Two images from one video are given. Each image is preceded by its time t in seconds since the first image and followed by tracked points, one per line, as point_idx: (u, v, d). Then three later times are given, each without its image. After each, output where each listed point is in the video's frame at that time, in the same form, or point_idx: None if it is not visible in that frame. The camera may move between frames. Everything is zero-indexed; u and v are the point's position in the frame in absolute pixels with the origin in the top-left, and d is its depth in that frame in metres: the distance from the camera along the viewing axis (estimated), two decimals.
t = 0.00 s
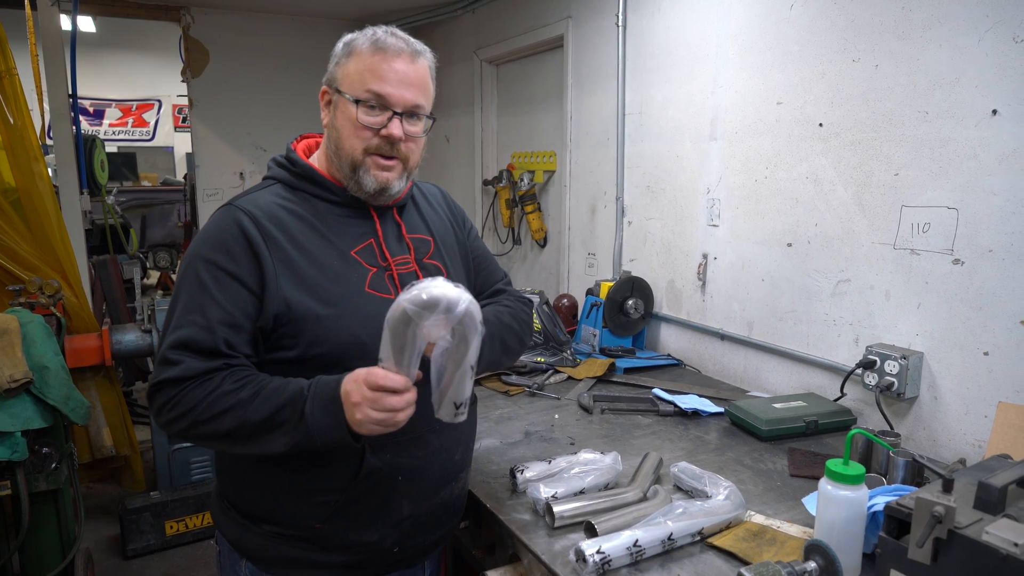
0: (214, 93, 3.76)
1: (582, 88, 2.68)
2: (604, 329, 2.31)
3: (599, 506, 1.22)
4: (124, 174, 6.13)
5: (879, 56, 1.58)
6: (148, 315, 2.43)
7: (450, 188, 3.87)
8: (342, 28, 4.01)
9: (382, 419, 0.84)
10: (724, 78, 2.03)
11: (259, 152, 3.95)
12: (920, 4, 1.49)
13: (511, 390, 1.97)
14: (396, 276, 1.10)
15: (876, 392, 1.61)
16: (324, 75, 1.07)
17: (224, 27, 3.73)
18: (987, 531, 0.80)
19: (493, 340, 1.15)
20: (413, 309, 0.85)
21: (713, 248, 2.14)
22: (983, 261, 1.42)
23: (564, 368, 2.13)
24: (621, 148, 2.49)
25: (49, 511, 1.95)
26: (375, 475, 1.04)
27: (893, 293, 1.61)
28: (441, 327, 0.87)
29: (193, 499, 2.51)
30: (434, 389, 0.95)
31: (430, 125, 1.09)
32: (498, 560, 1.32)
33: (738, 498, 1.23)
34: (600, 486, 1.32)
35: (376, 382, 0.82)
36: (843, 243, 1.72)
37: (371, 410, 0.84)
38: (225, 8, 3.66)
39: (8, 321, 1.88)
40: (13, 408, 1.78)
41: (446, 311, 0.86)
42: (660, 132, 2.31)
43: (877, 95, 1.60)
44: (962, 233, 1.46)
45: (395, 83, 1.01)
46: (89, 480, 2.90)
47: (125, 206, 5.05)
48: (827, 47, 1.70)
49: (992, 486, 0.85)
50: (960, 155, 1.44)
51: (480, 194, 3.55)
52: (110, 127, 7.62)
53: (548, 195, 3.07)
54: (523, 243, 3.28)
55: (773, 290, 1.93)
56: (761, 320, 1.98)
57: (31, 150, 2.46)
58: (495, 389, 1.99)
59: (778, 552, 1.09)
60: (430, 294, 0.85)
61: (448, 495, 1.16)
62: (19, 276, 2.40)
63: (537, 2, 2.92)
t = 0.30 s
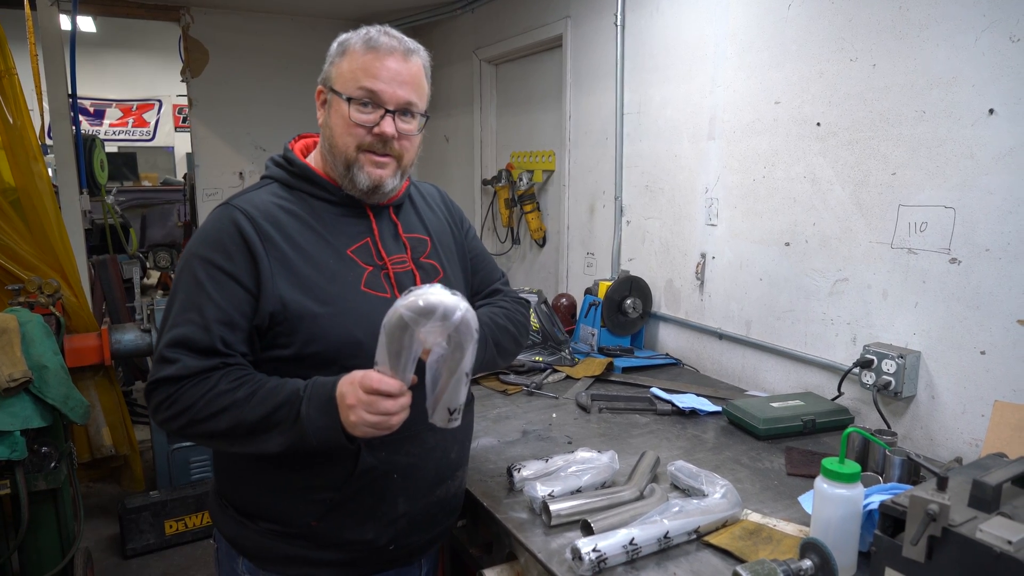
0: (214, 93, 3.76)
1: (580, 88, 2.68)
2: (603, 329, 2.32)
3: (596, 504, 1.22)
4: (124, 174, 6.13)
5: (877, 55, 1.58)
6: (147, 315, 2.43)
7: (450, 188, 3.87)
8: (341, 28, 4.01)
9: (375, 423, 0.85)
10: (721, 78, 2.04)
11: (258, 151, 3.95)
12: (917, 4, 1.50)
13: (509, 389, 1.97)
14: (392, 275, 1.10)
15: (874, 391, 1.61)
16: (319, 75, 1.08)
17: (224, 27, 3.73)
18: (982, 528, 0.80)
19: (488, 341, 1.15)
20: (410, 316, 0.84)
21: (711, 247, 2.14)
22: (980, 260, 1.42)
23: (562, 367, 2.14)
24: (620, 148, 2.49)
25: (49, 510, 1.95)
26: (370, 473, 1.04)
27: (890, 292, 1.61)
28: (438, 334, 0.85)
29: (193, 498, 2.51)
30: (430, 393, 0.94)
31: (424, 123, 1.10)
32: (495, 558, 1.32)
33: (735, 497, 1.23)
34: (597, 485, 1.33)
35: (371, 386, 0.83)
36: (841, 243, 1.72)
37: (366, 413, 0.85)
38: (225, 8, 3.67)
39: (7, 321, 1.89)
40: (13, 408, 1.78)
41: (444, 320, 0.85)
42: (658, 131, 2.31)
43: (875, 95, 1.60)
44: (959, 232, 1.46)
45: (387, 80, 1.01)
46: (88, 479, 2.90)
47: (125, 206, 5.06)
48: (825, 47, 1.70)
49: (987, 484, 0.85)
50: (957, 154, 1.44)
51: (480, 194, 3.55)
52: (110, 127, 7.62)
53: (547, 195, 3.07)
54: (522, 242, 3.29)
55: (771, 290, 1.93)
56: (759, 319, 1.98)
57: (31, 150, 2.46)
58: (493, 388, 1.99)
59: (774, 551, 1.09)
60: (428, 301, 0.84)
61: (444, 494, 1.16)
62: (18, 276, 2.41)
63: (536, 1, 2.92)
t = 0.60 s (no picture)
0: (214, 92, 3.77)
1: (580, 87, 2.69)
2: (602, 327, 2.32)
3: (594, 502, 1.22)
4: (124, 174, 6.13)
5: (875, 53, 1.59)
6: (146, 313, 2.43)
7: (450, 187, 3.87)
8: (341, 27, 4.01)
9: (381, 419, 0.86)
10: (720, 77, 2.04)
11: (258, 151, 3.95)
12: (915, 2, 1.50)
13: (508, 387, 1.97)
14: (390, 272, 1.10)
15: (873, 389, 1.61)
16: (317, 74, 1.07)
17: (223, 27, 3.73)
18: (978, 524, 0.80)
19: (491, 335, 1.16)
20: (428, 317, 0.85)
21: (710, 246, 2.14)
22: (978, 258, 1.42)
23: (562, 366, 2.14)
24: (619, 146, 2.49)
25: (49, 508, 1.95)
26: (368, 470, 1.05)
27: (889, 291, 1.61)
28: (453, 337, 0.87)
29: (193, 498, 2.51)
30: (432, 395, 0.95)
31: (422, 122, 1.10)
32: (494, 556, 1.32)
33: (733, 494, 1.23)
34: (596, 483, 1.33)
35: (381, 383, 0.84)
36: (840, 241, 1.72)
37: (372, 409, 0.85)
38: (225, 7, 3.67)
39: (7, 319, 1.89)
40: (12, 406, 1.78)
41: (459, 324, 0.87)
42: (657, 130, 2.31)
43: (874, 93, 1.60)
44: (958, 230, 1.46)
45: (386, 80, 1.01)
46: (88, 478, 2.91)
47: (125, 205, 5.06)
48: (824, 45, 1.70)
49: (984, 481, 0.85)
50: (956, 152, 1.44)
51: (479, 193, 3.55)
52: (111, 127, 7.61)
53: (546, 194, 3.07)
54: (522, 242, 3.29)
55: (770, 288, 1.93)
56: (758, 318, 1.98)
57: (30, 149, 2.46)
58: (492, 387, 1.99)
59: (772, 548, 1.09)
60: (447, 304, 0.86)
61: (442, 491, 1.17)
62: (18, 275, 2.41)
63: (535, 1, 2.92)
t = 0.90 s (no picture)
0: (214, 92, 3.77)
1: (580, 86, 2.69)
2: (602, 327, 2.32)
3: (594, 501, 1.22)
4: (125, 174, 6.14)
5: (875, 52, 1.58)
6: (146, 313, 2.43)
7: (450, 187, 3.87)
8: (341, 27, 4.01)
9: (376, 413, 0.85)
10: (720, 76, 2.04)
11: (258, 150, 3.95)
12: (916, 1, 1.49)
13: (508, 386, 1.97)
14: (389, 272, 1.10)
15: (872, 388, 1.61)
16: (315, 73, 1.07)
17: (223, 26, 3.74)
18: (976, 523, 0.80)
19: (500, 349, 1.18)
20: (418, 307, 0.86)
21: (710, 245, 2.14)
22: (978, 257, 1.42)
23: (561, 365, 2.14)
24: (619, 146, 2.49)
25: (49, 507, 1.96)
26: (367, 469, 1.05)
27: (889, 290, 1.61)
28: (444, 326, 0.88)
29: (193, 497, 2.52)
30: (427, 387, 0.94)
31: (421, 121, 1.10)
32: (493, 554, 1.32)
33: (732, 493, 1.23)
34: (595, 481, 1.33)
35: (375, 376, 0.84)
36: (839, 240, 1.72)
37: (367, 404, 0.85)
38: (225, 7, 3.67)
39: (7, 318, 1.89)
40: (12, 405, 1.78)
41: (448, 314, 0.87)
42: (657, 130, 2.31)
43: (873, 92, 1.60)
44: (957, 229, 1.46)
45: (384, 79, 1.01)
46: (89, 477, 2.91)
47: (125, 205, 5.07)
48: (823, 44, 1.70)
49: (983, 479, 0.85)
50: (956, 151, 1.44)
51: (479, 193, 3.55)
52: (111, 127, 7.60)
53: (546, 193, 3.07)
54: (522, 241, 3.29)
55: (770, 288, 1.93)
56: (758, 317, 1.98)
57: (30, 148, 2.46)
58: (492, 386, 1.99)
59: (771, 546, 1.09)
60: (436, 294, 0.86)
61: (441, 489, 1.17)
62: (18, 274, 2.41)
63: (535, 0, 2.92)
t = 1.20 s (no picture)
0: (215, 91, 3.77)
1: (581, 86, 2.69)
2: (602, 326, 2.31)
3: (596, 499, 1.22)
4: (125, 174, 6.14)
5: (876, 51, 1.58)
6: (147, 312, 2.43)
7: (451, 187, 3.87)
8: (342, 26, 4.01)
9: (398, 415, 0.88)
10: (721, 75, 2.04)
11: (259, 150, 3.95)
12: None
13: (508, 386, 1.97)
14: (391, 271, 1.10)
15: (874, 387, 1.61)
16: (317, 70, 1.07)
17: (224, 26, 3.74)
18: (978, 521, 0.80)
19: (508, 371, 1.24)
20: (447, 314, 0.87)
21: (711, 245, 2.14)
22: (979, 256, 1.42)
23: (562, 365, 2.14)
24: (620, 145, 2.49)
25: (50, 507, 1.96)
26: (369, 468, 1.05)
27: (890, 289, 1.61)
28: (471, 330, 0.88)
29: (193, 496, 2.52)
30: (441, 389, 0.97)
31: (422, 117, 1.10)
32: (494, 553, 1.32)
33: (734, 492, 1.23)
34: (596, 481, 1.33)
35: (400, 380, 0.86)
36: (841, 239, 1.72)
37: (390, 405, 0.87)
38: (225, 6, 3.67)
39: (8, 317, 1.88)
40: (13, 404, 1.78)
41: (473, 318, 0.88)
42: (658, 129, 2.31)
43: (875, 91, 1.60)
44: (958, 228, 1.46)
45: (386, 75, 1.01)
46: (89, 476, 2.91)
47: (126, 205, 5.07)
48: (825, 44, 1.70)
49: (985, 478, 0.85)
50: (957, 150, 1.44)
51: (480, 192, 3.55)
52: (112, 127, 7.60)
53: (547, 193, 3.07)
54: (522, 241, 3.29)
55: (771, 287, 1.93)
56: (759, 316, 1.98)
57: (31, 147, 2.46)
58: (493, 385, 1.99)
59: (773, 545, 1.09)
60: (464, 302, 0.87)
61: (442, 489, 1.17)
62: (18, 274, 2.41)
63: None
